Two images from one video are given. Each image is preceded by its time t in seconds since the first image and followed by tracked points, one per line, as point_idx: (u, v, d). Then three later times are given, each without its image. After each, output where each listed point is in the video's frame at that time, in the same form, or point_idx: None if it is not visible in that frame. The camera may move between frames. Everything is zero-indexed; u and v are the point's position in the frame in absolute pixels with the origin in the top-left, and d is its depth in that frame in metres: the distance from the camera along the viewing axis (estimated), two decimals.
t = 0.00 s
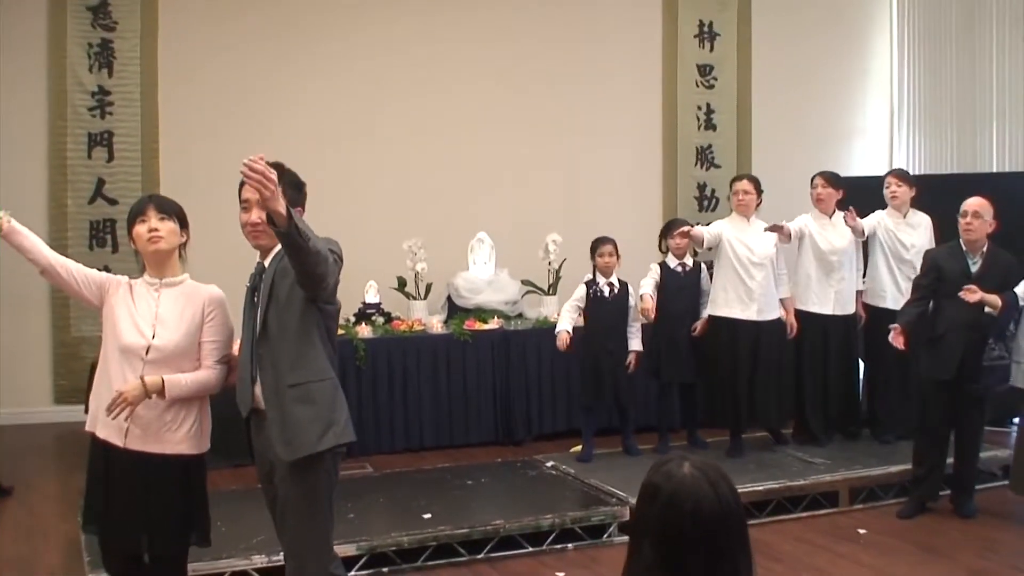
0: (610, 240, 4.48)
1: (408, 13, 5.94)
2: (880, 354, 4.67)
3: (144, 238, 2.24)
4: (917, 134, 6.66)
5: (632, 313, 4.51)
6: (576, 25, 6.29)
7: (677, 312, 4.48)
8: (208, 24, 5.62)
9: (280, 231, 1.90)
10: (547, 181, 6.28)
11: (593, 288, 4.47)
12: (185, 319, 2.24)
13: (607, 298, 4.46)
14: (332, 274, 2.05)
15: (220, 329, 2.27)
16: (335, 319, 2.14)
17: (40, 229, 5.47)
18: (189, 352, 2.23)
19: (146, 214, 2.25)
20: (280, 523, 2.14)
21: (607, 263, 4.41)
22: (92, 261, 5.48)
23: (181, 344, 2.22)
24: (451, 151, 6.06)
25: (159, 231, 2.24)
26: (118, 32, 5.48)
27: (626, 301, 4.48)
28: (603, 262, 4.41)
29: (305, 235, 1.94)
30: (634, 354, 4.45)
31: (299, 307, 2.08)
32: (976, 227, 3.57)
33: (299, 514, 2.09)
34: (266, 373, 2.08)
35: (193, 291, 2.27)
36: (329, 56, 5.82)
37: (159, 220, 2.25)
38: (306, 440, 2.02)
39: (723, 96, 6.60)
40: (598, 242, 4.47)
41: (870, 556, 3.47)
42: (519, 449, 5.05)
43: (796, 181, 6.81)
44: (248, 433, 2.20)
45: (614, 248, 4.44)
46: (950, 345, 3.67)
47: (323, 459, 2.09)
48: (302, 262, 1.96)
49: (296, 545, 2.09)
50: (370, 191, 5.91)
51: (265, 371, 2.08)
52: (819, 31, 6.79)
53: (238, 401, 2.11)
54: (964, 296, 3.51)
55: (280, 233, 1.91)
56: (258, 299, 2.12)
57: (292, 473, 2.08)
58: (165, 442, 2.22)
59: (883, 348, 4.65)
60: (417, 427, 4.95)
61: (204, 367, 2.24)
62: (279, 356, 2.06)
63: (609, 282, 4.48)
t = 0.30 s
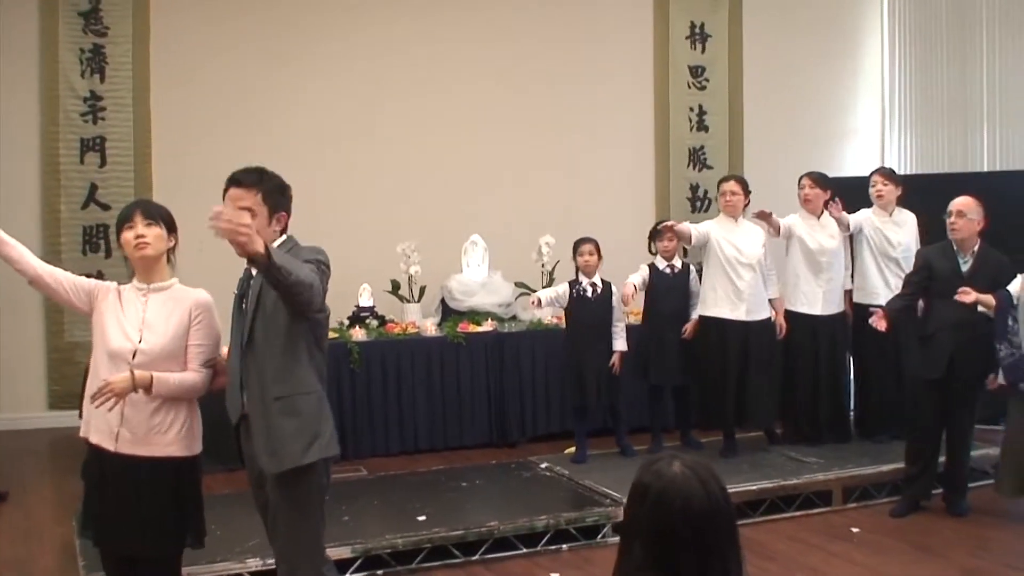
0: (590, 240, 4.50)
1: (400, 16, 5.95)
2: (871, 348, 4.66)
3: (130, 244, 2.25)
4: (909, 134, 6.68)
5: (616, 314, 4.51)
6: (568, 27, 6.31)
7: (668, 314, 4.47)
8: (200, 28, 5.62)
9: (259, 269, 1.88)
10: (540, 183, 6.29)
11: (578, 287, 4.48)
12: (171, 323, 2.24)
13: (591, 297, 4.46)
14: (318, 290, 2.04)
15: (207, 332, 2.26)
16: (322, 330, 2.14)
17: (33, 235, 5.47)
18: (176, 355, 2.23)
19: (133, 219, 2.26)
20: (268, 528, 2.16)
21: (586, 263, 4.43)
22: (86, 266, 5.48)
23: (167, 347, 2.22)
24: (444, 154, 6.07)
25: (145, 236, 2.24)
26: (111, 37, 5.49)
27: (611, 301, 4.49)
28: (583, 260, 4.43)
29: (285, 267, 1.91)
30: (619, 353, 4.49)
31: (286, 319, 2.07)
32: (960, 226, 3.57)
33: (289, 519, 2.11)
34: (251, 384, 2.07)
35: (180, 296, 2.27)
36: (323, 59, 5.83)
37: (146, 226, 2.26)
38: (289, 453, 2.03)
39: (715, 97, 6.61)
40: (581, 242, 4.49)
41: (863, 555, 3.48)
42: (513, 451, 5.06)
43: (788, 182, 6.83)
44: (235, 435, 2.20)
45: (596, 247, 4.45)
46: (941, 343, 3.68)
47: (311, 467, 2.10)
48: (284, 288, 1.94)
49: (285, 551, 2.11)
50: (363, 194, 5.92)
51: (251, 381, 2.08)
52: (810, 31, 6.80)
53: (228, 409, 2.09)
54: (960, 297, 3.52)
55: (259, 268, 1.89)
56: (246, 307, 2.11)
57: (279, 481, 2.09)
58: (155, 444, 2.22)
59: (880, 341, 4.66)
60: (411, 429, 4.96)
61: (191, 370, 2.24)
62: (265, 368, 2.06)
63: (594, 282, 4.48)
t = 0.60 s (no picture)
0: (575, 241, 4.50)
1: (397, 18, 5.97)
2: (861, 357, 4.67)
3: (113, 241, 2.27)
4: (902, 142, 6.70)
5: (601, 318, 4.53)
6: (564, 31, 6.33)
7: (655, 317, 4.48)
8: (197, 27, 5.65)
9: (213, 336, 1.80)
10: (534, 186, 6.31)
11: (563, 287, 4.50)
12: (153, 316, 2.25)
13: (576, 298, 4.49)
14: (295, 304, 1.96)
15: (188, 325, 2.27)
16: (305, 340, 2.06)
17: (27, 229, 5.49)
18: (156, 347, 2.24)
19: (118, 218, 2.29)
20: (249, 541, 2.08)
21: (571, 265, 4.44)
22: (79, 262, 5.50)
23: (148, 339, 2.23)
24: (439, 155, 6.09)
25: (128, 234, 2.27)
26: (108, 35, 5.50)
27: (595, 301, 4.52)
28: (567, 263, 4.44)
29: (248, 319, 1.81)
30: (605, 354, 4.50)
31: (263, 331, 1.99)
32: (945, 234, 3.59)
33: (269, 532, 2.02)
34: (231, 398, 2.01)
35: (162, 289, 2.28)
36: (319, 59, 5.85)
37: (129, 223, 2.28)
38: (267, 469, 1.96)
39: (710, 103, 6.64)
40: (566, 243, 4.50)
41: (847, 560, 3.49)
42: (502, 451, 5.07)
43: (781, 189, 6.86)
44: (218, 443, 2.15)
45: (579, 249, 4.45)
46: (926, 350, 3.71)
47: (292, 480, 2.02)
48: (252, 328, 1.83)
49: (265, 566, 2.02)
50: (357, 194, 5.94)
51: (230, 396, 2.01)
52: (805, 36, 6.83)
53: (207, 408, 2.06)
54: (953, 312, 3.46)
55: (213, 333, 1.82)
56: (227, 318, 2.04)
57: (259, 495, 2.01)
58: (137, 435, 2.24)
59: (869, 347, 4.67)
60: (400, 428, 4.97)
61: (171, 362, 2.24)
62: (244, 382, 1.99)
63: (579, 283, 4.51)
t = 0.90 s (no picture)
0: (568, 233, 4.52)
1: (394, 9, 5.98)
2: (852, 350, 4.68)
3: (108, 235, 2.32)
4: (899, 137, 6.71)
5: (593, 309, 4.58)
6: (561, 24, 6.34)
7: (647, 309, 4.54)
8: (195, 17, 5.66)
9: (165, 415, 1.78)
10: (531, 179, 6.33)
11: (555, 279, 4.53)
12: (144, 304, 2.27)
13: (567, 290, 4.52)
14: (259, 315, 1.92)
15: (178, 313, 2.27)
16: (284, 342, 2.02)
17: (25, 219, 5.51)
18: (146, 334, 2.26)
19: (111, 211, 2.33)
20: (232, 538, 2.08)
21: (561, 257, 4.47)
22: (77, 251, 5.51)
23: (137, 326, 2.25)
24: (435, 147, 6.11)
25: (120, 227, 2.31)
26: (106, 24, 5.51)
27: (588, 293, 4.56)
28: (559, 255, 4.46)
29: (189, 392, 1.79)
30: (596, 347, 4.55)
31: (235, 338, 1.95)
32: (936, 228, 3.60)
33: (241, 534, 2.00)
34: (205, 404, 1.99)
35: (155, 278, 2.30)
36: (316, 50, 5.86)
37: (122, 217, 2.32)
38: (241, 476, 1.94)
39: (707, 96, 6.64)
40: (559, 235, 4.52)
41: (838, 553, 3.52)
42: (496, 443, 5.09)
43: (777, 183, 6.88)
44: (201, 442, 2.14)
45: (570, 241, 4.47)
46: (918, 345, 3.73)
47: (270, 483, 2.00)
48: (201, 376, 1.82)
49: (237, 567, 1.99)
50: (354, 186, 5.96)
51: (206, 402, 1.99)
52: (803, 29, 6.83)
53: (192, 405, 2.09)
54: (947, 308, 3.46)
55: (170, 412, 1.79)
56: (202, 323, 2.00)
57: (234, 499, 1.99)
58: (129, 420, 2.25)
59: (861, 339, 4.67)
60: (395, 419, 5.00)
61: (160, 349, 2.25)
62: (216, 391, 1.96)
63: (571, 275, 4.54)
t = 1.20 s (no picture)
0: (568, 231, 4.54)
1: (393, 11, 6.01)
2: (853, 341, 4.69)
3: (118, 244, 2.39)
4: (898, 130, 6.73)
5: (595, 306, 4.60)
6: (560, 22, 6.36)
7: (647, 304, 4.56)
8: (195, 21, 5.68)
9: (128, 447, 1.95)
10: (532, 177, 6.35)
11: (556, 276, 4.56)
12: (145, 308, 2.30)
13: (567, 287, 4.55)
14: (208, 343, 1.93)
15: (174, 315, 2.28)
16: (256, 359, 2.00)
17: (29, 225, 5.54)
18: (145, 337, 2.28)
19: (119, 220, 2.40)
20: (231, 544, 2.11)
21: (561, 255, 4.49)
22: (82, 256, 5.55)
23: (136, 330, 2.29)
24: (436, 147, 6.13)
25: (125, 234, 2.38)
26: (107, 29, 5.54)
27: (588, 291, 4.58)
28: (559, 253, 4.48)
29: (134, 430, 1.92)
30: (599, 343, 4.58)
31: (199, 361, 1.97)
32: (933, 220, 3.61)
33: (222, 547, 2.00)
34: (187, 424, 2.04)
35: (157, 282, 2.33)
36: (315, 52, 5.88)
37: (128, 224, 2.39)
38: (215, 492, 1.97)
39: (707, 92, 6.66)
40: (559, 234, 4.54)
41: (841, 545, 3.54)
42: (501, 441, 5.13)
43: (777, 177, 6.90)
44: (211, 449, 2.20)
45: (570, 239, 4.49)
46: (917, 337, 3.74)
47: (254, 497, 2.00)
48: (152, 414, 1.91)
49: None
50: (356, 187, 5.98)
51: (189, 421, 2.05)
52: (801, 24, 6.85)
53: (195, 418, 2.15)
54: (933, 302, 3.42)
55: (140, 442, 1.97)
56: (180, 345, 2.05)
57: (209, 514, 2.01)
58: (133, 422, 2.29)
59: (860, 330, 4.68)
60: (400, 418, 5.02)
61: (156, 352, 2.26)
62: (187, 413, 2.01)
63: (571, 272, 4.57)
